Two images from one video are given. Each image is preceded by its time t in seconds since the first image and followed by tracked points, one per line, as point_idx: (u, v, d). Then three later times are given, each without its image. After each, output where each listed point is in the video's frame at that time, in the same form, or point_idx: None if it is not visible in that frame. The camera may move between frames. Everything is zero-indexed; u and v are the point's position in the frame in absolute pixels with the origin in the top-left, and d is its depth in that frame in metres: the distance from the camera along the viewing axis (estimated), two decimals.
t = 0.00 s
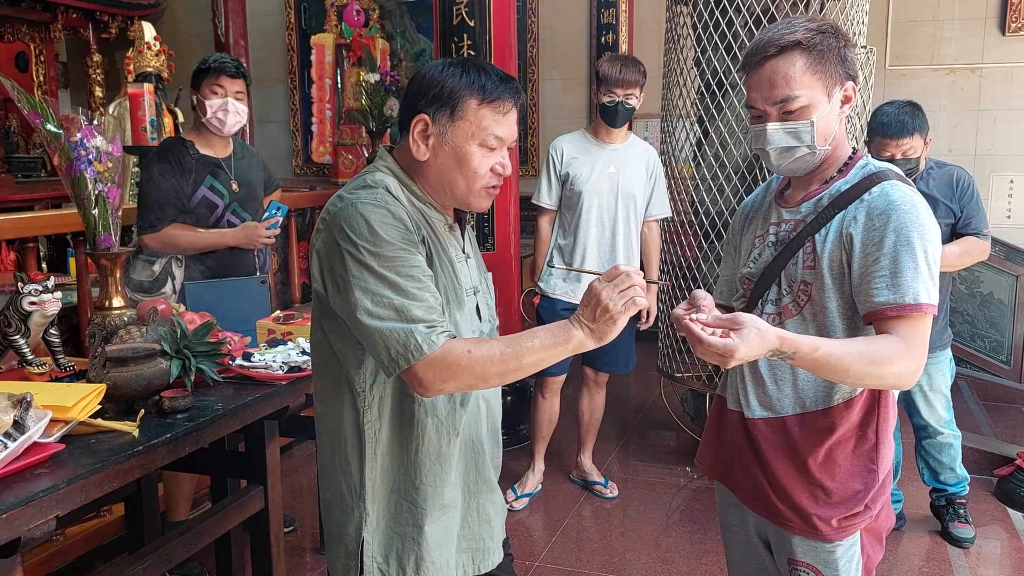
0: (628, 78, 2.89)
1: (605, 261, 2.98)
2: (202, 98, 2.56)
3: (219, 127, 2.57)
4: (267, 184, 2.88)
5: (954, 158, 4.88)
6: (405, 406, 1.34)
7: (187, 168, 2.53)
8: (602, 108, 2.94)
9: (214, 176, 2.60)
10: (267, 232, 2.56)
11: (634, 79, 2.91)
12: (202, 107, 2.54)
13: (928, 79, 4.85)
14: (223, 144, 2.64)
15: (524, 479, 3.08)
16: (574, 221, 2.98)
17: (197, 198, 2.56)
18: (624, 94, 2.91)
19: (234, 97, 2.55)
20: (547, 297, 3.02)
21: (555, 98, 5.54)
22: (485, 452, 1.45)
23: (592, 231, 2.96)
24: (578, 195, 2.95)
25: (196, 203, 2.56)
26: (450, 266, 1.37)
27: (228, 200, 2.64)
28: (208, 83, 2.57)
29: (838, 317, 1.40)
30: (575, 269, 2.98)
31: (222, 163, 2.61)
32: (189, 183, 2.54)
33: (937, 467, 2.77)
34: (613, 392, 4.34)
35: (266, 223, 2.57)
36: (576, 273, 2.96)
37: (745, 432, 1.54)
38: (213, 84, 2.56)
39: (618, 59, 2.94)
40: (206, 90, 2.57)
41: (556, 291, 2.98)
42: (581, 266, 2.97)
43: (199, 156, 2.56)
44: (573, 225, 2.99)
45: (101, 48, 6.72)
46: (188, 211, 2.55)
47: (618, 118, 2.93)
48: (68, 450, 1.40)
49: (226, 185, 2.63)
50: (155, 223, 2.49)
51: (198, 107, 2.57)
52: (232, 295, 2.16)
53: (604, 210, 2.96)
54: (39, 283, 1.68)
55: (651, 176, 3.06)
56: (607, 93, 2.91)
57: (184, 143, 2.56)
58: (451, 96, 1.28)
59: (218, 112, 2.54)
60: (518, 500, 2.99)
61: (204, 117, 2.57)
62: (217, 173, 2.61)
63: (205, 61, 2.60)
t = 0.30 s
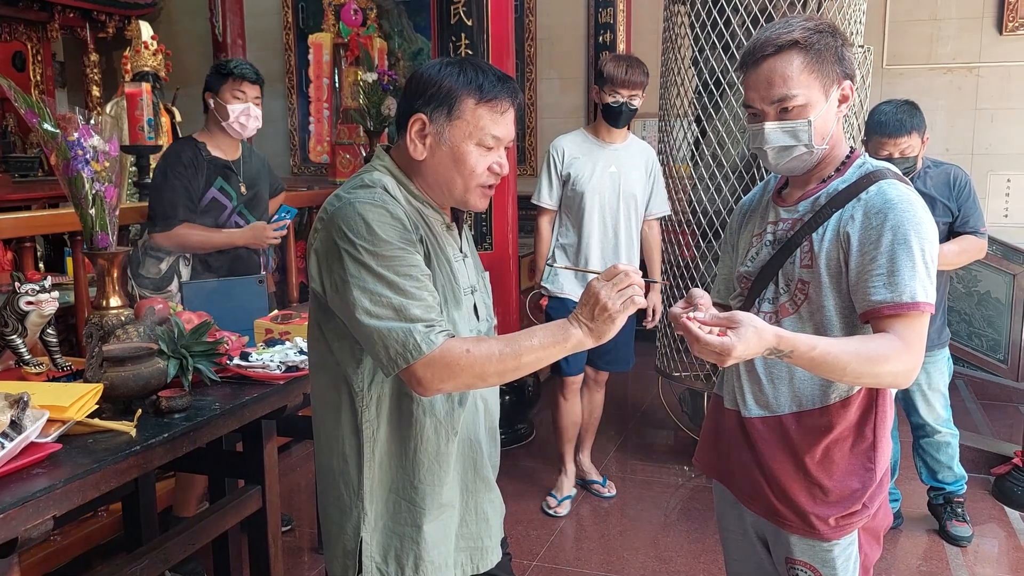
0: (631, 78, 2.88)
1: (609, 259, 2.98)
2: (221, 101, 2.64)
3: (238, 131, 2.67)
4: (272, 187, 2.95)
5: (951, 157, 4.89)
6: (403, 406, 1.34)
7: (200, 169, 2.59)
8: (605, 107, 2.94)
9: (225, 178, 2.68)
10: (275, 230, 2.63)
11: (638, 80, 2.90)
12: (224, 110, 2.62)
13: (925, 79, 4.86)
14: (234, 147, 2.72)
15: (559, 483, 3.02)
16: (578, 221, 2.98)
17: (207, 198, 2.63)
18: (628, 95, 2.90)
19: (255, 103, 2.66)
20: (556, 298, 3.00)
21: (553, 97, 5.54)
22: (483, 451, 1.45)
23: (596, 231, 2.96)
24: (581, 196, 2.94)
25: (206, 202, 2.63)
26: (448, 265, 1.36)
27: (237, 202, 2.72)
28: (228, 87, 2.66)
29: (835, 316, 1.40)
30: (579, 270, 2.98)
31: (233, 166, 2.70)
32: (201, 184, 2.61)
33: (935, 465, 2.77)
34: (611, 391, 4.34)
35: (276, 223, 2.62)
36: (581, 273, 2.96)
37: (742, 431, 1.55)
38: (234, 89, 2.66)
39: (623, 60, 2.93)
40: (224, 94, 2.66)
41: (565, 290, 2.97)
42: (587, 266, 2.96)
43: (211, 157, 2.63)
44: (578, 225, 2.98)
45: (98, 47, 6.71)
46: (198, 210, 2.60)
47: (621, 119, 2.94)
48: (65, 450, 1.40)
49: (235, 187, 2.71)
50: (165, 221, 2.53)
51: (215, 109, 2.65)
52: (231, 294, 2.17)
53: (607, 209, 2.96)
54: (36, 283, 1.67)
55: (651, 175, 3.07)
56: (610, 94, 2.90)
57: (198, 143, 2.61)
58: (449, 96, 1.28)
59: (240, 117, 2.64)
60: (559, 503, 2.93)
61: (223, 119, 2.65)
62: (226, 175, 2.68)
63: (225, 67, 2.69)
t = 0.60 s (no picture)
0: (632, 79, 2.89)
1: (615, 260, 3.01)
2: (224, 100, 2.64)
3: (239, 132, 2.67)
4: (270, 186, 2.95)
5: (947, 156, 4.90)
6: (399, 405, 1.34)
7: (200, 168, 2.60)
8: (608, 110, 2.93)
9: (226, 177, 2.68)
10: (276, 220, 2.61)
11: (634, 82, 2.90)
12: (228, 110, 2.63)
13: (921, 78, 4.87)
14: (234, 146, 2.73)
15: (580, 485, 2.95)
16: (582, 224, 2.98)
17: (209, 196, 2.63)
18: (629, 98, 2.92)
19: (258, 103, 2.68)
20: (563, 304, 3.00)
21: (549, 97, 5.54)
22: (479, 451, 1.45)
23: (602, 233, 2.96)
24: (587, 200, 2.93)
25: (208, 201, 2.63)
26: (444, 265, 1.37)
27: (238, 201, 2.72)
28: (230, 86, 2.66)
29: (829, 314, 1.40)
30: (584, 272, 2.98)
31: (233, 165, 2.70)
32: (202, 183, 2.61)
33: (932, 463, 2.78)
34: (608, 390, 4.35)
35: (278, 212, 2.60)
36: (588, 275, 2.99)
37: (738, 429, 1.55)
38: (237, 88, 2.66)
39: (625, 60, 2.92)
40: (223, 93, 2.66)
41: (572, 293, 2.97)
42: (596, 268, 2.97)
43: (210, 155, 2.62)
44: (584, 228, 2.98)
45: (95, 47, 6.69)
46: (200, 209, 2.61)
47: (622, 121, 2.95)
48: (62, 450, 1.40)
49: (235, 186, 2.71)
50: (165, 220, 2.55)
51: (217, 108, 2.65)
52: (227, 294, 2.17)
53: (612, 211, 2.97)
54: (32, 283, 1.67)
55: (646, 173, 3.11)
56: (614, 94, 2.90)
57: (198, 142, 2.61)
58: (444, 95, 1.28)
59: (243, 116, 2.65)
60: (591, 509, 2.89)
61: (224, 119, 2.65)
62: (229, 174, 2.69)
63: (228, 65, 2.68)
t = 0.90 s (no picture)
0: (628, 76, 2.92)
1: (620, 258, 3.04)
2: (224, 99, 2.65)
3: (243, 129, 2.70)
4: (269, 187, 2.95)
5: (946, 157, 4.91)
6: (399, 406, 1.35)
7: (200, 168, 2.60)
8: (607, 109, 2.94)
9: (225, 177, 2.68)
10: (273, 221, 2.62)
11: (635, 79, 2.94)
12: (230, 107, 2.65)
13: (920, 78, 4.88)
14: (231, 146, 2.74)
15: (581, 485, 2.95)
16: (586, 224, 2.98)
17: (208, 196, 2.63)
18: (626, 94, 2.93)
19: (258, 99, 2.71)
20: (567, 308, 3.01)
21: (549, 97, 5.55)
22: (479, 451, 1.46)
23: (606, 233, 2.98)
24: (591, 200, 2.94)
25: (207, 201, 2.63)
26: (444, 266, 1.37)
27: (237, 201, 2.73)
28: (230, 84, 2.67)
29: (827, 314, 1.41)
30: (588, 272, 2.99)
31: (231, 165, 2.71)
32: (202, 183, 2.62)
33: (930, 463, 2.79)
34: (608, 390, 4.35)
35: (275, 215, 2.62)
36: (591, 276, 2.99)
37: (736, 429, 1.56)
38: (238, 85, 2.69)
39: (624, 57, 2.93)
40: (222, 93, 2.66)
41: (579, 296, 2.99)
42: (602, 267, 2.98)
43: (210, 157, 2.62)
44: (588, 229, 2.98)
45: (95, 48, 6.70)
46: (199, 209, 2.62)
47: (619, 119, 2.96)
48: (64, 450, 1.41)
49: (234, 186, 2.72)
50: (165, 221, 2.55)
51: (217, 106, 2.66)
52: (227, 294, 2.18)
53: (615, 210, 2.99)
54: (34, 283, 1.68)
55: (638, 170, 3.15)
56: (616, 90, 2.91)
57: (197, 143, 2.62)
58: (444, 97, 1.29)
59: (245, 113, 2.68)
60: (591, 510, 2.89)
61: (228, 117, 2.67)
62: (227, 174, 2.69)
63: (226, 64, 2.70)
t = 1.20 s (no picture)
0: (619, 70, 2.93)
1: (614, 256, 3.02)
2: (220, 97, 2.66)
3: (240, 126, 2.71)
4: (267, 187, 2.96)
5: (943, 156, 4.92)
6: (398, 404, 1.36)
7: (197, 167, 2.60)
8: (597, 105, 2.95)
9: (221, 176, 2.69)
10: (271, 223, 2.61)
11: (626, 72, 2.95)
12: (227, 106, 2.66)
13: (917, 78, 4.89)
14: (227, 144, 2.75)
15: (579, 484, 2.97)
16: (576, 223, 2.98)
17: (206, 196, 2.64)
18: (619, 88, 2.95)
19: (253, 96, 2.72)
20: (557, 309, 3.01)
21: (547, 97, 5.56)
22: (477, 450, 1.46)
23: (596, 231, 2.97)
24: (581, 198, 2.93)
25: (204, 200, 2.64)
26: (443, 265, 1.38)
27: (234, 201, 2.73)
28: (226, 81, 2.67)
29: (822, 313, 1.42)
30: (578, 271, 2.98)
31: (228, 164, 2.71)
32: (199, 182, 2.62)
33: (926, 461, 2.80)
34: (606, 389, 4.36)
35: (274, 216, 2.63)
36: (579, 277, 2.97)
37: (732, 427, 1.57)
38: (233, 83, 2.68)
39: (617, 53, 2.96)
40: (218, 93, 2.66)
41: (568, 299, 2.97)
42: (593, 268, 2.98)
43: (207, 155, 2.63)
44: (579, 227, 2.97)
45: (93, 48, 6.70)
46: (197, 209, 2.62)
47: (610, 115, 2.96)
48: (63, 449, 1.41)
49: (231, 185, 2.73)
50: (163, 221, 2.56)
51: (214, 104, 2.66)
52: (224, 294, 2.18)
53: (607, 208, 2.98)
54: (33, 283, 1.68)
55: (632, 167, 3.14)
56: (606, 84, 2.92)
57: (194, 143, 2.62)
58: (443, 98, 1.30)
59: (242, 111, 2.69)
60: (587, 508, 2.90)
61: (226, 115, 2.67)
62: (224, 174, 2.70)
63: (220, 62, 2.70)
